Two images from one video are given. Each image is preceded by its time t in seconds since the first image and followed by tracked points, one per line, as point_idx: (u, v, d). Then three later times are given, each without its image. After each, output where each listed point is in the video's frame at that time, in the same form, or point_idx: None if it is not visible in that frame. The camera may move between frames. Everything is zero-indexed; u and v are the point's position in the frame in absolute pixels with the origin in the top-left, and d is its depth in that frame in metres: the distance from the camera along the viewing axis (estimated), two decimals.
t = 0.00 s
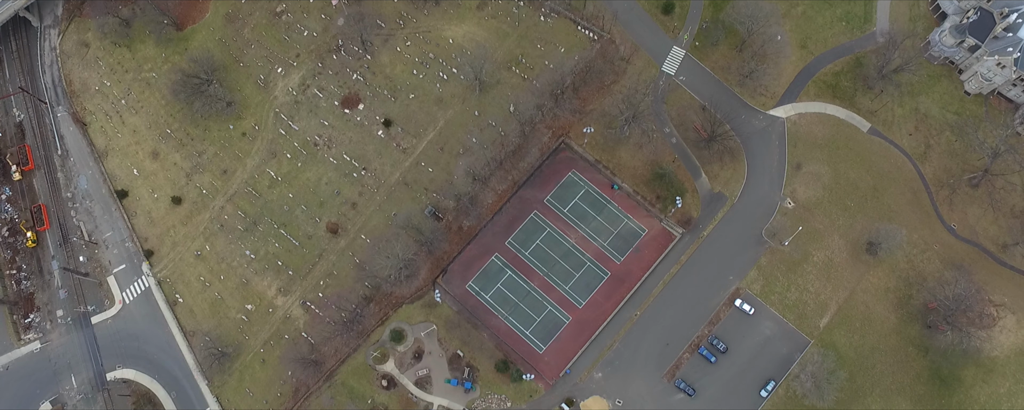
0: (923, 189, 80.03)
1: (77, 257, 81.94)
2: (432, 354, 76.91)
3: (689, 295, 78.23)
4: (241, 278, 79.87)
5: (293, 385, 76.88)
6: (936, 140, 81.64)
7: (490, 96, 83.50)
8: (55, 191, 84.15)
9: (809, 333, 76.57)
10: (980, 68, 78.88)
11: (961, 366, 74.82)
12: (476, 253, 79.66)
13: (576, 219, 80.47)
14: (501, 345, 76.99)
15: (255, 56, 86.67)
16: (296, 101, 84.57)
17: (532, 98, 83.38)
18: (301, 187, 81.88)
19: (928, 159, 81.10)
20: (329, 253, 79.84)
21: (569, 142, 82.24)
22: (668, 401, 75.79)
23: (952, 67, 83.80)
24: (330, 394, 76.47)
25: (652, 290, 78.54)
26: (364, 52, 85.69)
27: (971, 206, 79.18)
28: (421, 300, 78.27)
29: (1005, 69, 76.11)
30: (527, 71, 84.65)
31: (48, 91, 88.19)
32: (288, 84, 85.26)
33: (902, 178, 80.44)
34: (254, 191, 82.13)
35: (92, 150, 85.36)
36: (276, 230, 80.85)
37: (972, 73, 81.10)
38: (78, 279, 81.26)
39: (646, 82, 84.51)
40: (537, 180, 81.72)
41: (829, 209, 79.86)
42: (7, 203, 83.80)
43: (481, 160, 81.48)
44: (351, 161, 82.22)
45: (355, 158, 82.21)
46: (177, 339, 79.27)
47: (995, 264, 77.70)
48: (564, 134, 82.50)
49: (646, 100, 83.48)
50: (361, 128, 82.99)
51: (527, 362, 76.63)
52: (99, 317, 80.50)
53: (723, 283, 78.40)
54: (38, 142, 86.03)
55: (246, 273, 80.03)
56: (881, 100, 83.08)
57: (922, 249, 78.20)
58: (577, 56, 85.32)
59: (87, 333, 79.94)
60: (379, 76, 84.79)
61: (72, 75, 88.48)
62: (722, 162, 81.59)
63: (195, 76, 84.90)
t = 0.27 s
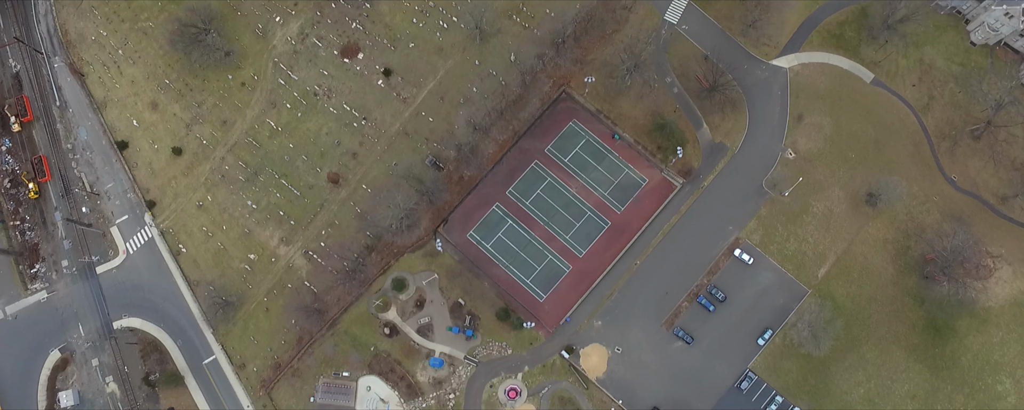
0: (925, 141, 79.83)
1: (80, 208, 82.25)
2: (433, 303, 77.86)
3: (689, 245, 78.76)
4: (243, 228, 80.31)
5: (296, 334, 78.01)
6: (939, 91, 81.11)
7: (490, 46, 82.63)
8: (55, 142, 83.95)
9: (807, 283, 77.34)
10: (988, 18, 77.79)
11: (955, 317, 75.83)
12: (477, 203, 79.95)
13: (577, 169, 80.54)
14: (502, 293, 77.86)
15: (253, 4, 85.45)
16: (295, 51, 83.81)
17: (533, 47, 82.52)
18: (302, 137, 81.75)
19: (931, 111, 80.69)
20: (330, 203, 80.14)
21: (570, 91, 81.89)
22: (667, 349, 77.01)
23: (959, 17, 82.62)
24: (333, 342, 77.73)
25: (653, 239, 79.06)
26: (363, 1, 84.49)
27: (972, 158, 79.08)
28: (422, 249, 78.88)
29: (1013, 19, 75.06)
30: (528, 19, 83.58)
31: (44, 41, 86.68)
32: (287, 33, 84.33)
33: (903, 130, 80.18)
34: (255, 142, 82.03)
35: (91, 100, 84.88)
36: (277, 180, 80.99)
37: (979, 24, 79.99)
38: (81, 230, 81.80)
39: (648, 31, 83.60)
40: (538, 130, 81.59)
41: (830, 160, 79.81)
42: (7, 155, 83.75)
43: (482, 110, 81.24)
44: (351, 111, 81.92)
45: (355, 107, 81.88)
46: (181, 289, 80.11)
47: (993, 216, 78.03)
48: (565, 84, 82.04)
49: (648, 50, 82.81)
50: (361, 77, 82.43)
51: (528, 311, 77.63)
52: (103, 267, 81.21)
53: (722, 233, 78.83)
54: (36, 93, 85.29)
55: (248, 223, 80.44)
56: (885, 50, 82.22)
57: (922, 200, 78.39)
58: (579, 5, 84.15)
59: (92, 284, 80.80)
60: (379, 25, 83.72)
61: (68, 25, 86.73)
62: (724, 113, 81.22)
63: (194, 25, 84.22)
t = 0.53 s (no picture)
0: (927, 113, 79.54)
1: (81, 182, 82.22)
2: (434, 275, 78.21)
3: (689, 218, 78.85)
4: (244, 201, 80.37)
5: (299, 307, 78.53)
6: (943, 63, 80.59)
7: (491, 17, 81.90)
8: (55, 115, 83.60)
9: (807, 256, 77.55)
10: None
11: (954, 290, 76.17)
12: (478, 175, 79.91)
13: (577, 141, 80.34)
14: (503, 265, 78.15)
15: None
16: (295, 22, 83.13)
17: (534, 18, 81.84)
18: (302, 109, 81.49)
19: (933, 83, 80.26)
20: (331, 176, 80.12)
21: (571, 62, 81.53)
22: (666, 322, 77.48)
23: None
24: (335, 314, 78.21)
25: (653, 212, 79.15)
26: None
27: (974, 131, 78.89)
28: (423, 222, 79.02)
29: None
30: None
31: (41, 13, 85.41)
32: (286, 4, 83.55)
33: (905, 102, 79.87)
34: (255, 113, 81.79)
35: (90, 72, 84.36)
36: (278, 153, 80.87)
37: None
38: (83, 204, 81.81)
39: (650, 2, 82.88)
40: (539, 101, 81.34)
41: (831, 132, 79.61)
42: (7, 127, 83.19)
43: (482, 81, 80.96)
44: (351, 82, 81.57)
45: (356, 79, 81.51)
46: (184, 262, 80.38)
47: (994, 189, 77.99)
48: (566, 55, 81.65)
49: (650, 21, 82.19)
50: (361, 48, 81.91)
51: (528, 283, 77.97)
52: (106, 240, 81.44)
53: (723, 206, 78.89)
54: (35, 65, 84.52)
55: (249, 195, 80.47)
56: (889, 21, 81.55)
57: (923, 174, 78.28)
58: None
59: (95, 257, 81.05)
60: None
61: None
62: (725, 84, 80.85)
63: None
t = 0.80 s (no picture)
0: (927, 113, 79.61)
1: (83, 182, 82.37)
2: (435, 275, 78.31)
3: (690, 218, 78.92)
4: (245, 202, 80.50)
5: (300, 307, 78.65)
6: (943, 63, 80.65)
7: (492, 17, 81.97)
8: (57, 115, 83.74)
9: (807, 256, 77.61)
10: None
11: (954, 290, 76.26)
12: (479, 175, 80.02)
13: (578, 142, 80.42)
14: (504, 266, 78.25)
15: None
16: (296, 22, 83.21)
17: (535, 18, 81.95)
18: (303, 109, 81.61)
19: (934, 83, 80.33)
20: (332, 176, 80.24)
21: (572, 63, 81.70)
22: (667, 322, 77.55)
23: None
24: (336, 315, 78.34)
25: (653, 212, 79.23)
26: None
27: (974, 132, 78.94)
28: (424, 222, 79.14)
29: None
30: None
31: (43, 13, 85.59)
32: (287, 4, 83.59)
33: (906, 102, 79.92)
34: (256, 114, 81.90)
35: (92, 73, 84.47)
36: (279, 153, 80.99)
37: None
38: (85, 204, 81.93)
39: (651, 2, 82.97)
40: (540, 102, 81.45)
41: (832, 132, 79.68)
42: (9, 128, 83.24)
43: (483, 81, 81.10)
44: (352, 83, 81.69)
45: (357, 79, 81.63)
46: (185, 263, 80.53)
47: (994, 189, 78.03)
48: (567, 55, 81.80)
49: (651, 21, 82.26)
50: (362, 49, 82.03)
51: (529, 284, 78.06)
52: (107, 241, 81.59)
53: (723, 206, 78.97)
54: (36, 65, 84.65)
55: (250, 196, 80.61)
56: (889, 21, 81.61)
57: (923, 174, 78.33)
58: None
59: (97, 257, 81.18)
60: None
61: None
62: (726, 85, 80.91)
63: None
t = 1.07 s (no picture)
0: (928, 113, 79.72)
1: (85, 183, 82.57)
2: (436, 276, 78.45)
3: (690, 218, 79.06)
4: (247, 202, 80.67)
5: (301, 308, 78.78)
6: (944, 63, 80.73)
7: (493, 17, 82.03)
8: (58, 116, 83.94)
9: (808, 257, 77.71)
10: None
11: (954, 290, 76.36)
12: (480, 176, 80.16)
13: (579, 142, 80.54)
14: (505, 266, 78.37)
15: None
16: (297, 23, 83.26)
17: (536, 19, 82.08)
18: (305, 110, 81.74)
19: (934, 83, 80.42)
20: (333, 177, 80.38)
21: (573, 63, 81.85)
22: (667, 322, 77.67)
23: None
24: (337, 315, 78.50)
25: (654, 212, 79.37)
26: None
27: (975, 132, 79.02)
28: (425, 222, 79.29)
29: None
30: None
31: (44, 14, 85.73)
32: (288, 5, 83.63)
33: (906, 102, 80.02)
34: (257, 114, 82.05)
35: (93, 74, 84.60)
36: (280, 154, 81.13)
37: None
38: (86, 205, 82.10)
39: (651, 2, 83.08)
40: (541, 102, 81.59)
41: (833, 133, 79.78)
42: (11, 129, 83.42)
43: (484, 82, 81.25)
44: (353, 83, 81.83)
45: (358, 80, 81.78)
46: (187, 263, 80.71)
47: (995, 190, 78.10)
48: (567, 55, 81.94)
49: (652, 21, 82.36)
50: (363, 50, 82.14)
51: (530, 284, 78.18)
52: (109, 241, 81.77)
53: (723, 207, 79.08)
54: (38, 66, 84.78)
55: (252, 197, 80.76)
56: (890, 22, 81.70)
57: (924, 174, 78.40)
58: None
59: (99, 258, 81.39)
60: None
61: None
62: (727, 85, 81.00)
63: None
